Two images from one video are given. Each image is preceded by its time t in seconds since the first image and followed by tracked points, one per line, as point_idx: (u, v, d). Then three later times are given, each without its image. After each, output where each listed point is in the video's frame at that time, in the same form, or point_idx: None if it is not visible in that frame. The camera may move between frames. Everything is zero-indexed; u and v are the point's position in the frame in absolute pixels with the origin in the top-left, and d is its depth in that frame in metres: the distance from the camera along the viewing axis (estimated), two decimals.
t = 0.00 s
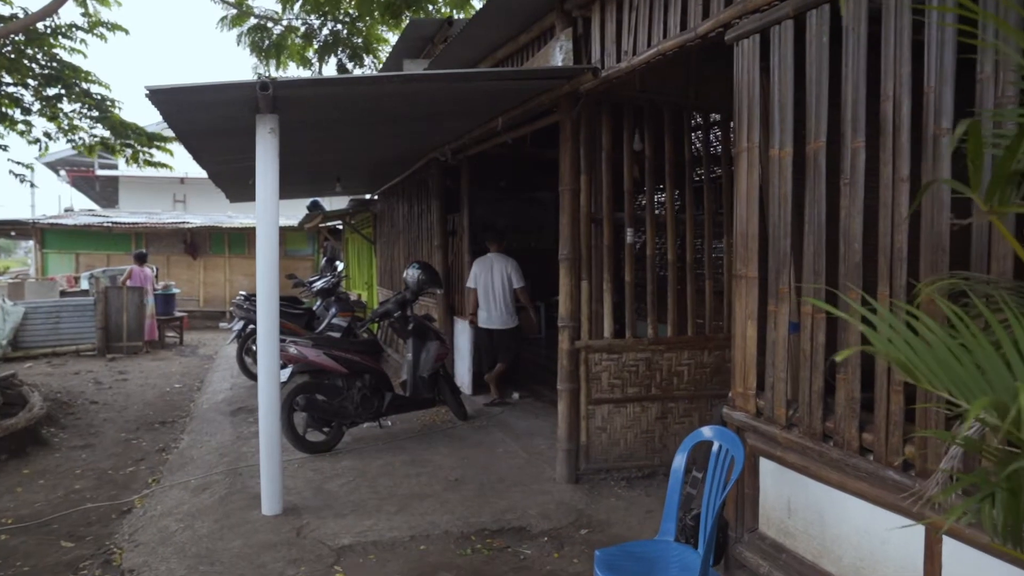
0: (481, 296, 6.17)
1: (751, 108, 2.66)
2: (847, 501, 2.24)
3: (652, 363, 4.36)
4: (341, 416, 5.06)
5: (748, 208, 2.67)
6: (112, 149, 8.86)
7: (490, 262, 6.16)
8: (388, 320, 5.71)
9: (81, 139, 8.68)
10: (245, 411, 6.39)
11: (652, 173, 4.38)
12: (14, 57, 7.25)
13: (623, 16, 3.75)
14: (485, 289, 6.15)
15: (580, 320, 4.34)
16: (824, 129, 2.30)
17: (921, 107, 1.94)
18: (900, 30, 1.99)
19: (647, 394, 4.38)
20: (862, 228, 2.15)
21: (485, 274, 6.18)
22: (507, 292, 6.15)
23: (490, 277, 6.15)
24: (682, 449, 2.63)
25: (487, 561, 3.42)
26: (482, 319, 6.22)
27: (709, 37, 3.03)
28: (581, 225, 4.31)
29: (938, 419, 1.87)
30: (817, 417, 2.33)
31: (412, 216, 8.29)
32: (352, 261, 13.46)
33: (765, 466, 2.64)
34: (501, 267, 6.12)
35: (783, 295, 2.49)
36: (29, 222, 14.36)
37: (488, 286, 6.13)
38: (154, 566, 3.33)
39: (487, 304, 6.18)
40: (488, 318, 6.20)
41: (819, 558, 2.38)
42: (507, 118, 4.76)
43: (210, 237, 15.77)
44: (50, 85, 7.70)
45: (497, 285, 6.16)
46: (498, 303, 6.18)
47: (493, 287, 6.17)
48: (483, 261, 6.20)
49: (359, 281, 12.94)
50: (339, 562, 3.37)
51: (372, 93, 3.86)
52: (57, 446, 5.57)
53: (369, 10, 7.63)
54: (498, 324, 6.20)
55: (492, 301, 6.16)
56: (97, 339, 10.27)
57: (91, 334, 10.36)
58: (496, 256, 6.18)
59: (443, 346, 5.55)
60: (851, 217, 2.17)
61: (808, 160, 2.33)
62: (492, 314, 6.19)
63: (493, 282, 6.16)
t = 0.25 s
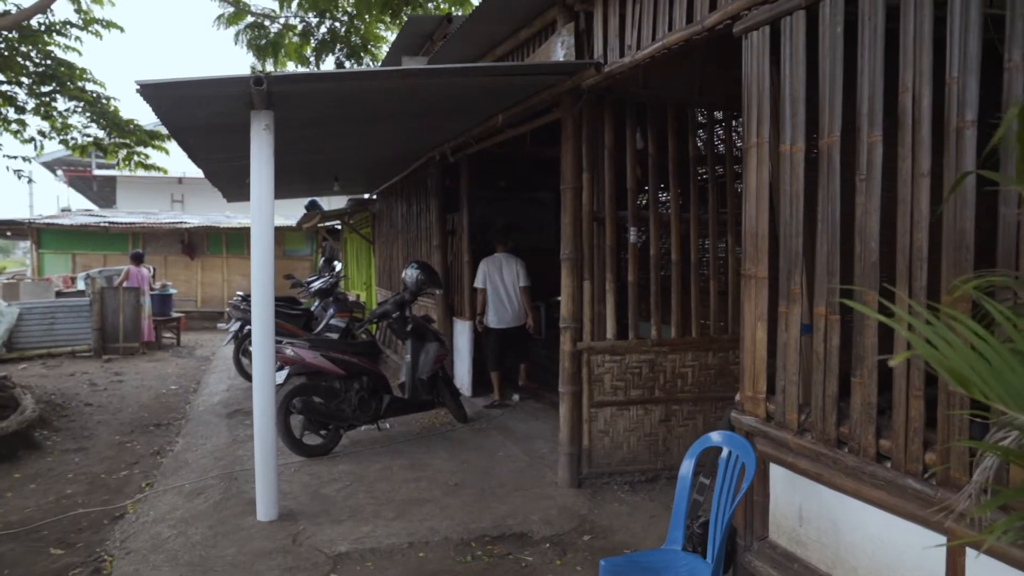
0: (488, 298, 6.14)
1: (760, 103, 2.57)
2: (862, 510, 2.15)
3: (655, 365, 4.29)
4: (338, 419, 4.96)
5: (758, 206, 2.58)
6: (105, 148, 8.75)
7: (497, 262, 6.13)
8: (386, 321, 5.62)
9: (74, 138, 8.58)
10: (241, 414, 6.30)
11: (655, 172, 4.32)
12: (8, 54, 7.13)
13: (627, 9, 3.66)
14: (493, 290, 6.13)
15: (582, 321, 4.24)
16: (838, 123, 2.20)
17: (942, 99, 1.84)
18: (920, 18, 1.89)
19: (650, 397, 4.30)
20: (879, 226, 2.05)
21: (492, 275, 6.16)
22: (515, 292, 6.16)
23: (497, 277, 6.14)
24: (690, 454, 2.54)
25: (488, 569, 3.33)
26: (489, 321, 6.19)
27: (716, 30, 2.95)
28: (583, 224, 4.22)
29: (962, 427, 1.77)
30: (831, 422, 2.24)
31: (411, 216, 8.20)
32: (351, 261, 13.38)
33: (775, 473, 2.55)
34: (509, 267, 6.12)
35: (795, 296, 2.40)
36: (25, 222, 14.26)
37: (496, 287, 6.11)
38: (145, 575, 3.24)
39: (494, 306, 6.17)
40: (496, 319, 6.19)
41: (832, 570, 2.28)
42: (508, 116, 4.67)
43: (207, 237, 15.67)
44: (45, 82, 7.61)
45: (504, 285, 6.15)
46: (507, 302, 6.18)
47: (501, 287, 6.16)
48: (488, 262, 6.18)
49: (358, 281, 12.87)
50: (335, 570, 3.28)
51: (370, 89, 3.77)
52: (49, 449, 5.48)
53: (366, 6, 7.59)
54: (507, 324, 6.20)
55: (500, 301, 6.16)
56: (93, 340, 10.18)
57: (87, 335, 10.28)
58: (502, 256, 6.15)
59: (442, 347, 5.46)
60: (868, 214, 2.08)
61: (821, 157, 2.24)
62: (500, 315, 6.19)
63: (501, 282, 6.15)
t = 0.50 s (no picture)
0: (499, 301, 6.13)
1: (769, 98, 2.49)
2: (876, 521, 2.06)
3: (658, 367, 4.22)
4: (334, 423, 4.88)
5: (766, 205, 2.50)
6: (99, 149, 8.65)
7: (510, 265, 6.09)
8: (384, 323, 5.55)
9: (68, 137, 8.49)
10: (237, 416, 6.21)
11: (658, 171, 4.25)
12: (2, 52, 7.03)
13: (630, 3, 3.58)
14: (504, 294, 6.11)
15: (584, 323, 4.16)
16: (851, 118, 2.13)
17: (963, 93, 1.76)
18: (940, 8, 1.81)
19: (653, 400, 4.22)
20: (895, 226, 1.97)
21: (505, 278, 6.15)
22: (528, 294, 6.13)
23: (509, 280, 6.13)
24: (697, 461, 2.47)
25: None
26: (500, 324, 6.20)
27: (722, 24, 2.87)
28: (585, 224, 4.14)
29: (985, 436, 1.69)
30: (844, 429, 2.15)
31: (409, 216, 8.12)
32: (349, 261, 13.30)
33: (784, 481, 2.46)
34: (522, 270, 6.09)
35: (806, 298, 2.31)
36: (21, 223, 14.17)
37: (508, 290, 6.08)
38: None
39: (506, 309, 6.17)
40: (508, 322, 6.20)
41: None
42: (508, 114, 4.59)
43: (205, 237, 15.59)
44: (38, 81, 7.51)
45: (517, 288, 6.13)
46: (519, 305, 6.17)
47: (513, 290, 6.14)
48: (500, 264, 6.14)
49: (356, 281, 12.80)
50: None
51: (366, 86, 3.69)
52: (41, 453, 5.40)
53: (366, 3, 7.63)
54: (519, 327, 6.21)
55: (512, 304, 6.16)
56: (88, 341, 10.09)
57: (82, 336, 10.19)
58: (516, 259, 6.10)
59: (441, 349, 5.38)
60: (883, 213, 1.99)
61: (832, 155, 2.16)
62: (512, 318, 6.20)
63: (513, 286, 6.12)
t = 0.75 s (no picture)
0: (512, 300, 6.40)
1: (776, 93, 2.42)
2: (890, 531, 1.99)
3: (660, 370, 4.14)
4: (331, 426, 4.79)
5: (774, 204, 2.42)
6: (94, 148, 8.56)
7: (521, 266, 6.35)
8: (381, 324, 5.47)
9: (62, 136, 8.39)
10: (233, 419, 6.13)
11: (660, 170, 4.18)
12: None
13: None
14: (517, 293, 6.35)
15: (584, 325, 4.08)
16: (863, 113, 2.05)
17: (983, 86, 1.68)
18: None
19: (655, 403, 4.15)
20: (910, 225, 1.89)
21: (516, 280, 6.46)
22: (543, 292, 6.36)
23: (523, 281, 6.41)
24: (702, 469, 2.40)
25: None
26: (512, 322, 6.43)
27: (728, 17, 2.79)
28: (586, 224, 4.06)
29: (1009, 445, 1.61)
30: (856, 436, 2.07)
31: (406, 216, 8.04)
32: (347, 262, 13.22)
33: (791, 488, 2.39)
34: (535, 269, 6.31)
35: (816, 300, 2.23)
36: (17, 223, 14.07)
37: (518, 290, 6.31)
38: None
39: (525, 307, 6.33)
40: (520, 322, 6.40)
41: None
42: (507, 111, 4.51)
43: (202, 237, 15.50)
44: (31, 79, 7.42)
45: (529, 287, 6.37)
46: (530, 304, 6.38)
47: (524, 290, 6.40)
48: (513, 264, 6.44)
49: (354, 282, 12.73)
50: None
51: (362, 82, 3.61)
52: (33, 456, 5.31)
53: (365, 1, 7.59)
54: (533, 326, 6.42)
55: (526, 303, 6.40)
56: (84, 342, 10.00)
57: (77, 337, 10.10)
58: (529, 258, 6.33)
59: (439, 351, 5.30)
60: (898, 211, 1.91)
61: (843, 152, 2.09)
62: (524, 317, 6.38)
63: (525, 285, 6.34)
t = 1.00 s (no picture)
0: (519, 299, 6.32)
1: (784, 87, 2.35)
2: (905, 542, 1.91)
3: (661, 372, 4.06)
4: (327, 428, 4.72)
5: (782, 202, 2.35)
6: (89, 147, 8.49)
7: (530, 264, 6.29)
8: (378, 325, 5.40)
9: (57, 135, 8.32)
10: (229, 421, 6.05)
11: (662, 168, 4.11)
12: None
13: None
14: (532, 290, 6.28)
15: (585, 326, 4.01)
16: (875, 107, 1.98)
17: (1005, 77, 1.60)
18: None
19: (656, 405, 4.07)
20: (926, 224, 1.82)
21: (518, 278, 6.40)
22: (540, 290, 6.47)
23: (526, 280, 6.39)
24: (708, 475, 2.33)
25: None
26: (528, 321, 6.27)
27: (732, 11, 2.72)
28: (586, 223, 3.99)
29: None
30: (869, 442, 2.00)
31: (404, 216, 7.97)
32: (345, 262, 13.15)
33: (800, 496, 2.31)
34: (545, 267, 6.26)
35: (826, 301, 2.16)
36: (13, 223, 13.99)
37: (528, 289, 6.20)
38: None
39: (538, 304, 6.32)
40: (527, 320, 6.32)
41: None
42: (506, 109, 4.44)
43: (200, 237, 15.42)
44: (24, 78, 7.34)
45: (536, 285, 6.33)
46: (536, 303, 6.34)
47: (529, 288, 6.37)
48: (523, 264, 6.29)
49: (352, 282, 12.66)
50: None
51: (358, 79, 3.53)
52: (25, 459, 5.23)
53: None
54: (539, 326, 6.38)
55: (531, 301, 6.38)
56: (80, 343, 9.92)
57: (73, 338, 10.01)
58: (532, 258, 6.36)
59: (437, 352, 5.23)
60: (913, 209, 1.84)
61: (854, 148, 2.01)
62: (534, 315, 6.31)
63: (534, 284, 6.27)
